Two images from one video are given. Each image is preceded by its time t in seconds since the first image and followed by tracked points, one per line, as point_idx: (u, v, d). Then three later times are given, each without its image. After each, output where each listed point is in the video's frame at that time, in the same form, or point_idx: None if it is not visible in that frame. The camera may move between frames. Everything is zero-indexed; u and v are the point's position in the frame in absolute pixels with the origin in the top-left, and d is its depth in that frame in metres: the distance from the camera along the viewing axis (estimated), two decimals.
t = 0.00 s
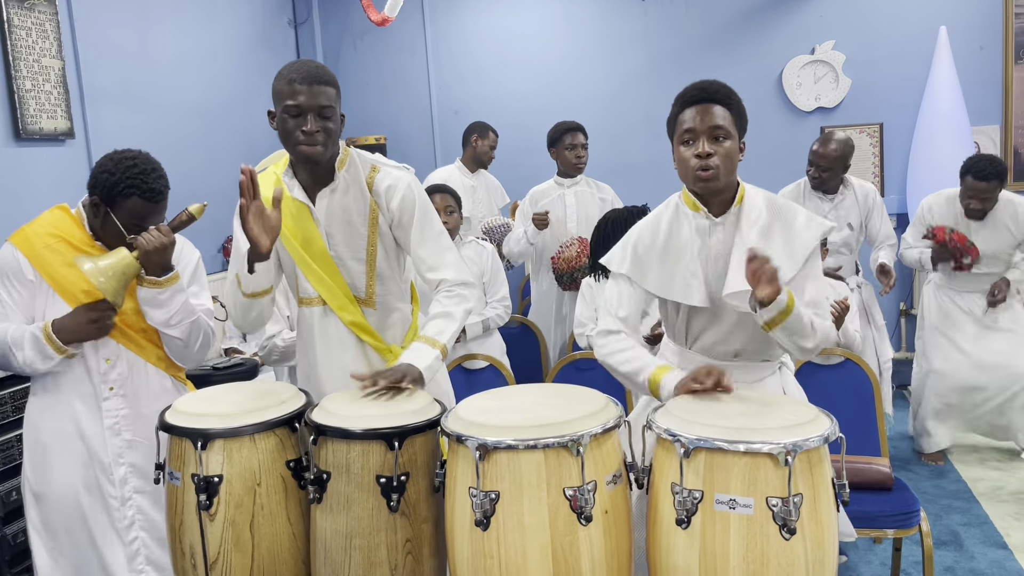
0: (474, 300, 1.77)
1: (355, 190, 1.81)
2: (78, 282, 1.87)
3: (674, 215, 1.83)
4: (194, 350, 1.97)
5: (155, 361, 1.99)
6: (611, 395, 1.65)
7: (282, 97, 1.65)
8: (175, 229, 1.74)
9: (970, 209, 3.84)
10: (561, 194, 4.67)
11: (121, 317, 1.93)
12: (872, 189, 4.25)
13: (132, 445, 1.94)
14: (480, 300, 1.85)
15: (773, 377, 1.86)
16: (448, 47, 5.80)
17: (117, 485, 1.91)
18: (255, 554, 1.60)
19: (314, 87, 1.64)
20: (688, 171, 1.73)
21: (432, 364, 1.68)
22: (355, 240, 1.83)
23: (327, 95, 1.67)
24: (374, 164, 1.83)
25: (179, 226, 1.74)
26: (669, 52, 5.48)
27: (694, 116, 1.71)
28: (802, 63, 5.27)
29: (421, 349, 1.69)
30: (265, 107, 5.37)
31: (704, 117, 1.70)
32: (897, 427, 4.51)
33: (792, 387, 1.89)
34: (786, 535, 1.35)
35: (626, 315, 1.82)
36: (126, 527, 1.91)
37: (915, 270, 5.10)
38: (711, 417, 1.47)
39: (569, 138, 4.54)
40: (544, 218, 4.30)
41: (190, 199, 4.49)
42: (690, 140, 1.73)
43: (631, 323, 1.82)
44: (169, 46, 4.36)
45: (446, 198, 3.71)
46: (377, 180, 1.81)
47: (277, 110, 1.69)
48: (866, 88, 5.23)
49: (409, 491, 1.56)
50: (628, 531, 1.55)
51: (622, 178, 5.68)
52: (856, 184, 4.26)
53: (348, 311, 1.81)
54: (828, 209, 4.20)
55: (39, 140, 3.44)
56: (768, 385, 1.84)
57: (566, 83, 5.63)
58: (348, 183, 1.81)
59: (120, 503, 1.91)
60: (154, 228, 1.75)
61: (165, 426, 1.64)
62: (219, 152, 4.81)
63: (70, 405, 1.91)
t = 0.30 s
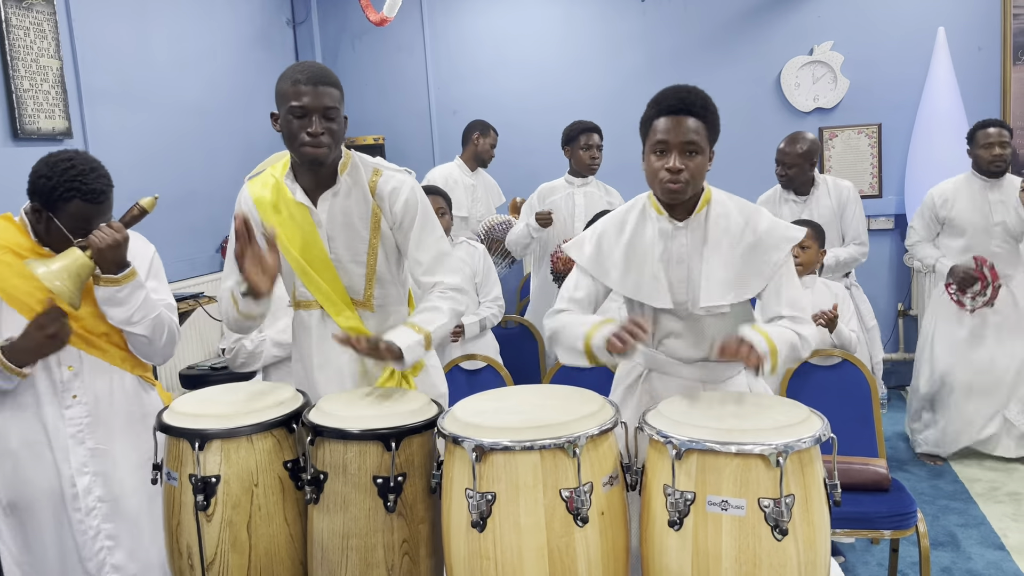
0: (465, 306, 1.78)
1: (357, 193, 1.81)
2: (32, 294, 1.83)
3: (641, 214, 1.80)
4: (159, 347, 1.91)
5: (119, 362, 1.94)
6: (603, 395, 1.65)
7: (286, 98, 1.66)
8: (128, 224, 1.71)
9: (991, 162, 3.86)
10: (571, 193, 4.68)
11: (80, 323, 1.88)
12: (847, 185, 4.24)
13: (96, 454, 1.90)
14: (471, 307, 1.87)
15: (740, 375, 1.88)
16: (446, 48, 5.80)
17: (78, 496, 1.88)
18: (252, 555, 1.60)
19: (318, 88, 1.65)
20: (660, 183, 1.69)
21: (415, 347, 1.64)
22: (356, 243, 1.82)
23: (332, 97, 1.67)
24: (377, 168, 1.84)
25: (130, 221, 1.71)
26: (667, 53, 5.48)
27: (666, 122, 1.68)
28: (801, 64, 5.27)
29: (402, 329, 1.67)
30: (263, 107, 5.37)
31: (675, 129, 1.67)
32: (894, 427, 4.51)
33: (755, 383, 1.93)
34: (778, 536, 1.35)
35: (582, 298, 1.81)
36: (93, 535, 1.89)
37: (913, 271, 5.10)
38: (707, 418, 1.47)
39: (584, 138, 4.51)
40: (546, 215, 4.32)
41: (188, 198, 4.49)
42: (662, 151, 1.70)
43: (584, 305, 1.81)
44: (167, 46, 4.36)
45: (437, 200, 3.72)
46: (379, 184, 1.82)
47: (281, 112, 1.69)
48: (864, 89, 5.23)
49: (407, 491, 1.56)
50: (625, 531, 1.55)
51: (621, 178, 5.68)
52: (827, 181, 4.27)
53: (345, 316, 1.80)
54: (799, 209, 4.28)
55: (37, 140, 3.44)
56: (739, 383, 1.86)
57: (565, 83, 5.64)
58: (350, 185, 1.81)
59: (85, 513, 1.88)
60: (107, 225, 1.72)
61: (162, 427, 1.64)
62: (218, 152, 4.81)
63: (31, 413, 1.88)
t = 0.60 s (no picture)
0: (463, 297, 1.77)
1: (360, 190, 1.81)
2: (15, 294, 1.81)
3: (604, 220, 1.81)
4: (151, 345, 1.90)
5: (111, 362, 1.91)
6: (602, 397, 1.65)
7: (297, 91, 1.66)
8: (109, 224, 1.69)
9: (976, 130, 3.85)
10: (559, 194, 4.69)
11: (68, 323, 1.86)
12: (819, 184, 4.25)
13: (78, 459, 1.86)
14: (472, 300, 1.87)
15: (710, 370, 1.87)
16: (445, 48, 5.80)
17: (55, 504, 1.84)
18: (248, 556, 1.60)
19: (328, 81, 1.67)
20: (648, 193, 1.66)
21: (410, 325, 1.67)
22: (359, 241, 1.82)
23: (341, 91, 1.68)
24: (378, 166, 1.84)
25: (113, 221, 1.69)
26: (666, 53, 5.48)
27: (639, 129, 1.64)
28: (799, 65, 5.27)
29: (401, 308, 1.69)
30: (262, 106, 5.37)
31: (652, 136, 1.63)
32: (891, 429, 4.51)
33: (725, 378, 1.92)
34: (774, 536, 1.35)
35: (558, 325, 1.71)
36: (69, 544, 1.85)
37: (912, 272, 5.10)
38: (710, 419, 1.47)
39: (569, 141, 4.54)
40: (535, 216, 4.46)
41: (186, 198, 4.49)
42: (647, 160, 1.64)
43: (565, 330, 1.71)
44: (166, 45, 4.36)
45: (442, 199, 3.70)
46: (381, 181, 1.82)
47: (288, 107, 1.69)
48: (863, 90, 5.23)
49: (401, 492, 1.56)
50: (620, 532, 1.55)
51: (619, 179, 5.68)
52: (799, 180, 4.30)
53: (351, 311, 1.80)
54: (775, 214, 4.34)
55: (35, 138, 3.44)
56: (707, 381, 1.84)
57: (564, 83, 5.64)
58: (352, 182, 1.80)
59: (61, 520, 1.84)
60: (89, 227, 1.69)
61: (160, 426, 1.64)
62: (216, 151, 4.81)
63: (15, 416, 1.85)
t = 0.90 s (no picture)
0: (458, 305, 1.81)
1: (361, 192, 1.80)
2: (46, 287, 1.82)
3: (615, 218, 1.80)
4: (169, 344, 1.91)
5: (134, 358, 1.94)
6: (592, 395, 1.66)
7: (294, 93, 1.65)
8: (138, 220, 1.71)
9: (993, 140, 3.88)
10: (567, 192, 4.68)
11: (95, 317, 1.88)
12: (836, 190, 4.25)
13: (96, 447, 1.88)
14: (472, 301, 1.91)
15: (711, 371, 1.87)
16: (442, 46, 5.80)
17: (75, 492, 1.85)
18: (241, 554, 1.60)
19: (328, 84, 1.65)
20: (669, 215, 1.67)
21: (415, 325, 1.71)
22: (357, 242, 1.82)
23: (339, 94, 1.66)
24: (380, 166, 1.82)
25: (141, 216, 1.70)
26: (662, 53, 5.48)
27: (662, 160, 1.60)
28: (796, 65, 5.28)
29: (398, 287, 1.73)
30: (257, 104, 5.35)
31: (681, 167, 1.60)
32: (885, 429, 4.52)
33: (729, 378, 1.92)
34: (767, 536, 1.35)
35: (570, 315, 1.77)
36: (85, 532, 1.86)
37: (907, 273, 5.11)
38: (696, 419, 1.47)
39: (584, 138, 4.50)
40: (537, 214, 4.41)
41: (182, 195, 4.48)
42: (670, 188, 1.62)
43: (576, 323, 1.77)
44: (161, 41, 4.35)
45: (466, 196, 3.68)
46: (383, 182, 1.81)
47: (289, 107, 1.69)
48: (859, 90, 5.24)
49: (396, 491, 1.56)
50: (614, 531, 1.55)
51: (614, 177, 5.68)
52: (818, 185, 4.30)
53: (348, 323, 1.79)
54: (787, 212, 4.32)
55: (30, 135, 3.43)
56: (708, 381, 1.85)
57: (560, 83, 5.63)
58: (354, 184, 1.80)
59: (79, 507, 1.85)
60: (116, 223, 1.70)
61: (152, 424, 1.63)
62: (212, 149, 4.80)
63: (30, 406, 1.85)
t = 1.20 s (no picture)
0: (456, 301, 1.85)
1: (363, 186, 1.81)
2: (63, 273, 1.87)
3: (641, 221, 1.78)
4: (179, 339, 1.90)
5: (149, 351, 1.96)
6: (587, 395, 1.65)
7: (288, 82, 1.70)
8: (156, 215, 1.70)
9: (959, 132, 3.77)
10: (552, 192, 4.69)
11: (110, 307, 1.90)
12: (852, 191, 4.31)
13: (111, 436, 1.91)
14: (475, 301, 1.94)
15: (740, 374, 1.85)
16: (435, 43, 5.80)
17: (94, 479, 1.87)
18: (231, 547, 1.61)
19: (320, 75, 1.68)
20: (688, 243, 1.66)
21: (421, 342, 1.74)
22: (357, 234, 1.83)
23: (327, 86, 1.68)
24: (384, 161, 1.82)
25: (158, 212, 1.70)
26: (655, 52, 5.49)
27: (689, 214, 1.55)
28: (788, 65, 5.30)
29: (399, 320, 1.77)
30: (250, 99, 5.34)
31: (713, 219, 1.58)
32: (874, 428, 4.54)
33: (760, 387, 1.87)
34: (756, 534, 1.36)
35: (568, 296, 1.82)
36: (102, 523, 1.87)
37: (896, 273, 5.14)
38: (685, 416, 1.48)
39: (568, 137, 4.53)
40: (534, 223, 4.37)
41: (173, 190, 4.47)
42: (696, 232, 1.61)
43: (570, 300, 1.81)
44: (153, 36, 4.33)
45: (482, 191, 3.72)
46: (386, 177, 1.81)
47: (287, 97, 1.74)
48: (851, 90, 5.26)
49: (386, 485, 1.57)
50: (602, 527, 1.57)
51: (606, 176, 5.69)
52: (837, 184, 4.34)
53: (344, 316, 1.82)
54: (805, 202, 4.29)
55: (21, 129, 3.42)
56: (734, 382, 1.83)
57: (553, 81, 5.64)
58: (355, 179, 1.81)
59: (98, 496, 1.87)
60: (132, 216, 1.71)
61: (141, 417, 1.64)
62: (204, 144, 4.79)
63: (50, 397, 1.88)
